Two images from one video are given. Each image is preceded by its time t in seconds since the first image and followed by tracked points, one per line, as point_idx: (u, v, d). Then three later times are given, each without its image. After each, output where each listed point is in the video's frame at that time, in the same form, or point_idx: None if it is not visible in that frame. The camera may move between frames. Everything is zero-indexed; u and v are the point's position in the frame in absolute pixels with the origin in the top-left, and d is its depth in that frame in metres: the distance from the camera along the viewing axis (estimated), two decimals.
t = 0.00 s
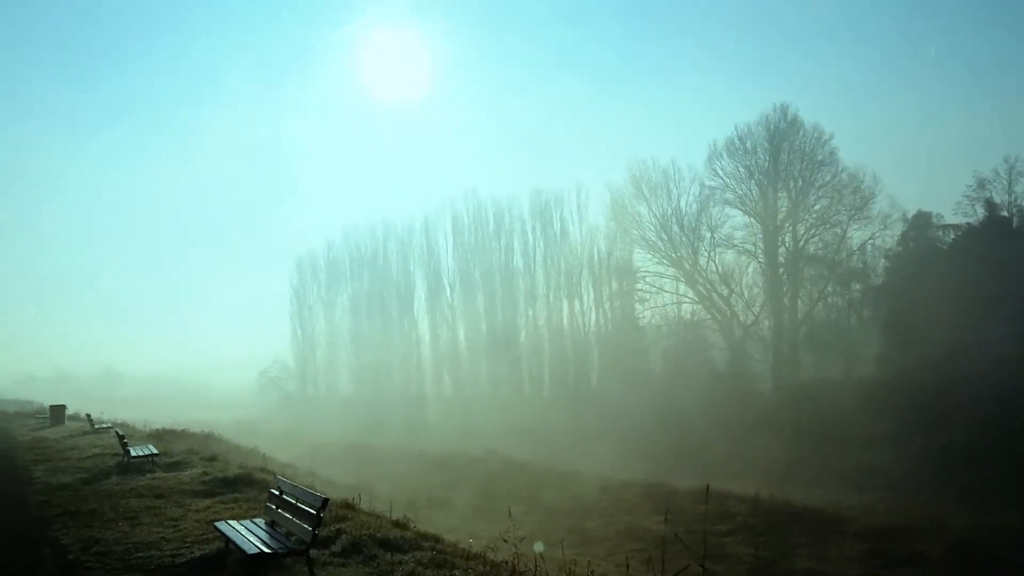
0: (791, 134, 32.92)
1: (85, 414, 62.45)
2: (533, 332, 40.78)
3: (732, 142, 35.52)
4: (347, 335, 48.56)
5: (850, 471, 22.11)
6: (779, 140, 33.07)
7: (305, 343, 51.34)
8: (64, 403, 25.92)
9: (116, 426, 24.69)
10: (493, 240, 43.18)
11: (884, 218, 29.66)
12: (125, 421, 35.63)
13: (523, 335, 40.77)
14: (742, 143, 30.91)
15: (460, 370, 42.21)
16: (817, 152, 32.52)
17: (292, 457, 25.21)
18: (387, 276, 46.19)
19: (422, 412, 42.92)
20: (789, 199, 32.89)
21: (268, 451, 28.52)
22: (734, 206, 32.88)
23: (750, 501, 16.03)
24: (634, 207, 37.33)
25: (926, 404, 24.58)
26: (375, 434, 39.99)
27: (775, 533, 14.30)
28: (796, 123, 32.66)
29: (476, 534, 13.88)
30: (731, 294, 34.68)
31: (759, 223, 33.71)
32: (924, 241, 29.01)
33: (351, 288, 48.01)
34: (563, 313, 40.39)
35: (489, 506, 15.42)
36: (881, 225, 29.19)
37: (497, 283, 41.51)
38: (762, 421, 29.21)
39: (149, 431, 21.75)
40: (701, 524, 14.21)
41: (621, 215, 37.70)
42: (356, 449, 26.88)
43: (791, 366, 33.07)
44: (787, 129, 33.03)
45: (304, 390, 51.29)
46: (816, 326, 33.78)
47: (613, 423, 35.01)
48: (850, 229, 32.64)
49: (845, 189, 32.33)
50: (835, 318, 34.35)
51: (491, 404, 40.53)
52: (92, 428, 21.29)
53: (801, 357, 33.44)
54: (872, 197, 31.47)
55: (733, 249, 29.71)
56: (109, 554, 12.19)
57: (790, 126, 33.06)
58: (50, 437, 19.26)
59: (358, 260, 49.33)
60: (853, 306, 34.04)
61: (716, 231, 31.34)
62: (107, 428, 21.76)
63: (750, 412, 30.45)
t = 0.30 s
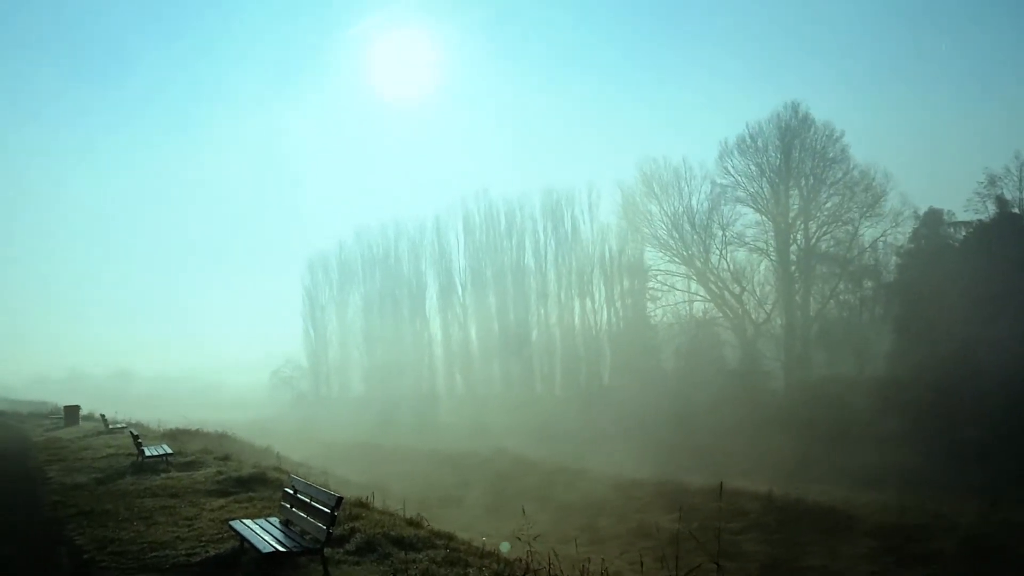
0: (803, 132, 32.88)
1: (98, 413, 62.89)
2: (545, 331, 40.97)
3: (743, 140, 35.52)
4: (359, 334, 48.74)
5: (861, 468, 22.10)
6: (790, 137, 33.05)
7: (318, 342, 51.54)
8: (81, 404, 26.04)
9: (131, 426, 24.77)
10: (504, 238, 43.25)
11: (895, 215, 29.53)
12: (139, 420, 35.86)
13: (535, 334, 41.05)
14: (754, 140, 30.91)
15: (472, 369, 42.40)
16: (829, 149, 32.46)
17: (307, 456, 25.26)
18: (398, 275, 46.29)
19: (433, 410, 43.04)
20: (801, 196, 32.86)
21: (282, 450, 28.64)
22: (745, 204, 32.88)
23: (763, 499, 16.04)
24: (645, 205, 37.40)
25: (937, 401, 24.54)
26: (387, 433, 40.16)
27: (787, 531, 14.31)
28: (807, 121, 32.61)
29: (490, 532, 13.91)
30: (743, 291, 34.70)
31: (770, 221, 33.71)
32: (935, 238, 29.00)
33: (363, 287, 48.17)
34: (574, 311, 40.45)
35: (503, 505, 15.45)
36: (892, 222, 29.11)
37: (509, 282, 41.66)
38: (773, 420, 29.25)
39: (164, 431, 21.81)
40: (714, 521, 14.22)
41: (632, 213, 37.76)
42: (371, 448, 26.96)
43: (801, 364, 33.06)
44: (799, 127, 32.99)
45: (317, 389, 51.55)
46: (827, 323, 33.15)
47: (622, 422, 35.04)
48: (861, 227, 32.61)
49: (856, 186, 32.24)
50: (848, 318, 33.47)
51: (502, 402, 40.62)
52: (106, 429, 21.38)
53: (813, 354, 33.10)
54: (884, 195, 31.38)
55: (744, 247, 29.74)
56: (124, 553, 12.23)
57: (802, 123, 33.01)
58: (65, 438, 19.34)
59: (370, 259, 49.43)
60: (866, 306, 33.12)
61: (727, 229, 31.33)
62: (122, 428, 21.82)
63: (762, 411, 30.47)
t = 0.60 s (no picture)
0: (815, 132, 32.97)
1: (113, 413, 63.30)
2: (557, 331, 40.91)
3: (755, 141, 35.60)
4: (372, 334, 48.87)
5: (872, 470, 22.06)
6: (802, 138, 33.12)
7: (330, 342, 51.69)
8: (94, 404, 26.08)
9: (143, 425, 24.83)
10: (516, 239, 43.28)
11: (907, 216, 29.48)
12: (154, 420, 36.05)
13: (547, 334, 40.95)
14: (766, 140, 30.89)
15: (484, 369, 42.44)
16: (841, 150, 32.47)
17: (320, 456, 25.30)
18: (410, 275, 46.35)
19: (444, 410, 43.14)
20: (813, 197, 32.82)
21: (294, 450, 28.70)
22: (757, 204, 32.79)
23: (775, 500, 16.03)
24: (658, 206, 37.50)
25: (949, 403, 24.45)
26: (398, 433, 40.24)
27: (800, 532, 14.30)
28: (819, 121, 32.67)
29: (502, 533, 13.92)
30: (755, 292, 34.65)
31: (783, 221, 33.62)
32: (947, 239, 28.97)
33: (375, 288, 48.27)
34: (587, 312, 40.48)
35: (515, 505, 15.45)
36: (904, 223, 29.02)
37: (521, 282, 41.68)
38: (784, 421, 29.21)
39: (177, 430, 21.85)
40: (727, 522, 14.20)
41: (644, 214, 37.86)
42: (384, 448, 27.00)
43: (815, 365, 33.06)
44: (810, 127, 33.08)
45: (330, 389, 51.75)
46: (839, 326, 33.73)
47: (633, 423, 35.03)
48: (874, 227, 32.46)
49: (868, 187, 32.16)
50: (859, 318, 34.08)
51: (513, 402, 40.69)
52: (119, 428, 21.42)
53: (826, 355, 33.49)
54: (896, 195, 31.26)
55: (757, 247, 29.71)
56: (138, 553, 12.27)
57: (814, 124, 33.09)
58: (79, 437, 19.39)
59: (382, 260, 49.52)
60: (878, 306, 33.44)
61: (739, 229, 31.29)
62: (135, 428, 21.85)
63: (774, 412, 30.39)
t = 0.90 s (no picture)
0: (832, 133, 32.73)
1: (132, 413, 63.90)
2: (573, 332, 40.77)
3: (772, 141, 35.48)
4: (388, 335, 49.09)
5: (887, 471, 21.97)
6: (819, 138, 32.91)
7: (346, 343, 51.98)
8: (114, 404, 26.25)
9: (163, 426, 24.97)
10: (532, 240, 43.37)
11: (924, 216, 29.47)
12: (172, 420, 36.34)
13: (562, 334, 40.72)
14: (783, 141, 30.76)
15: (499, 370, 42.53)
16: (859, 151, 32.27)
17: (337, 457, 25.39)
18: (426, 276, 46.50)
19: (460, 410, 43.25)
20: (830, 197, 32.70)
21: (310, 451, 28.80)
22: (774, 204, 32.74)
23: (792, 501, 15.99)
24: (674, 207, 37.46)
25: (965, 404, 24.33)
26: (413, 433, 40.38)
27: (817, 533, 14.27)
28: (837, 122, 32.46)
29: (518, 533, 13.92)
30: (772, 293, 34.67)
31: (800, 222, 33.54)
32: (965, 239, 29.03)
33: (391, 288, 48.45)
34: (602, 313, 40.49)
35: (532, 505, 15.46)
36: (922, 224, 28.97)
37: (537, 282, 41.85)
38: (798, 422, 29.14)
39: (196, 431, 21.96)
40: (743, 523, 14.18)
41: (660, 215, 37.82)
42: (401, 448, 27.09)
43: (832, 366, 33.00)
44: (828, 128, 32.86)
45: (347, 390, 52.04)
46: (857, 327, 33.57)
47: (647, 425, 35.04)
48: (891, 228, 32.38)
49: (886, 187, 32.01)
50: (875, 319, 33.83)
51: (528, 403, 40.77)
52: (138, 428, 21.53)
53: (842, 356, 33.28)
54: (914, 196, 31.14)
55: (774, 248, 29.68)
56: (157, 552, 12.32)
57: (831, 124, 32.90)
58: (99, 437, 19.52)
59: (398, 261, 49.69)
60: (894, 308, 33.14)
61: (756, 230, 31.20)
62: (155, 428, 21.97)
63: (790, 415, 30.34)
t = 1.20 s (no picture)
0: (845, 132, 32.60)
1: (147, 413, 64.35)
2: (586, 331, 41.03)
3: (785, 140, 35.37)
4: (401, 334, 49.30)
5: (899, 471, 21.89)
6: (833, 137, 32.79)
7: (359, 342, 52.23)
8: (129, 403, 26.37)
9: (178, 424, 25.07)
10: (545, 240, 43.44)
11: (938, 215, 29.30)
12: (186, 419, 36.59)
13: (575, 333, 41.00)
14: (796, 140, 30.67)
15: (512, 369, 42.60)
16: (872, 149, 32.14)
17: (351, 455, 25.45)
18: (439, 275, 46.63)
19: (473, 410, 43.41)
20: (843, 196, 32.59)
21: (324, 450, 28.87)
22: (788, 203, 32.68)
23: (806, 501, 15.93)
24: (687, 205, 37.38)
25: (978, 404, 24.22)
26: (426, 432, 40.52)
27: (831, 532, 14.23)
28: (850, 120, 32.34)
29: (531, 533, 13.91)
30: (785, 292, 34.58)
31: (813, 221, 33.46)
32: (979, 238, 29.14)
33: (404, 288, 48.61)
34: (615, 313, 40.44)
35: (545, 505, 15.44)
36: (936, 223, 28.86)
37: (550, 282, 41.94)
38: (809, 422, 29.09)
39: (211, 429, 22.03)
40: (757, 523, 14.15)
41: (673, 214, 37.78)
42: (415, 447, 27.13)
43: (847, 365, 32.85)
44: (841, 127, 32.74)
45: (360, 389, 52.25)
46: (870, 326, 33.55)
47: (658, 425, 35.03)
48: (904, 227, 32.25)
49: (899, 186, 31.87)
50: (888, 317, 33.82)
51: (540, 402, 40.90)
52: (153, 427, 21.62)
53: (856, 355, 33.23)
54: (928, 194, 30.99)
55: (787, 248, 29.64)
56: (171, 551, 12.36)
57: (844, 123, 32.78)
58: (114, 435, 19.60)
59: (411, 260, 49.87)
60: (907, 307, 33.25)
61: (769, 229, 31.11)
62: (170, 426, 22.05)
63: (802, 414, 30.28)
